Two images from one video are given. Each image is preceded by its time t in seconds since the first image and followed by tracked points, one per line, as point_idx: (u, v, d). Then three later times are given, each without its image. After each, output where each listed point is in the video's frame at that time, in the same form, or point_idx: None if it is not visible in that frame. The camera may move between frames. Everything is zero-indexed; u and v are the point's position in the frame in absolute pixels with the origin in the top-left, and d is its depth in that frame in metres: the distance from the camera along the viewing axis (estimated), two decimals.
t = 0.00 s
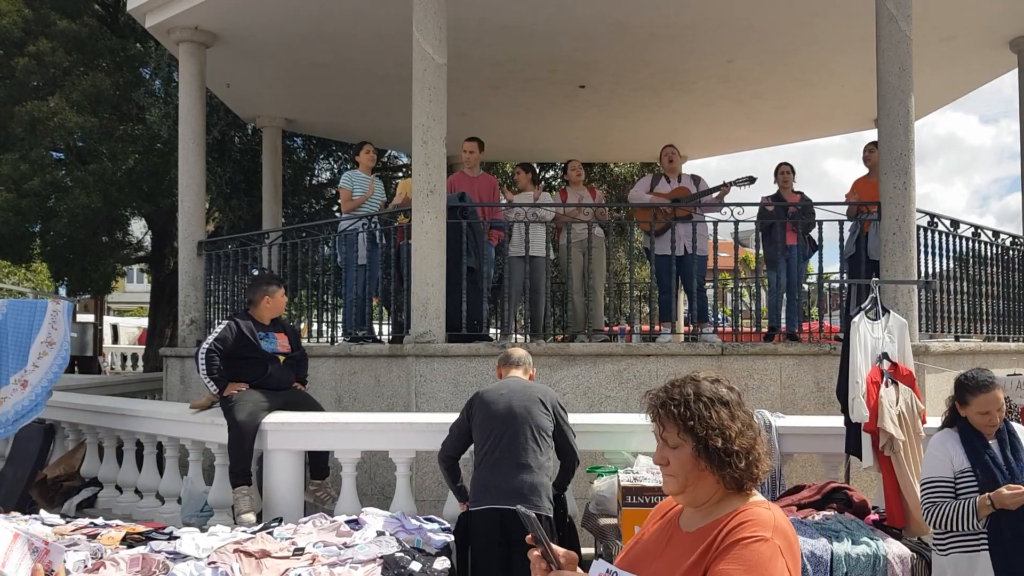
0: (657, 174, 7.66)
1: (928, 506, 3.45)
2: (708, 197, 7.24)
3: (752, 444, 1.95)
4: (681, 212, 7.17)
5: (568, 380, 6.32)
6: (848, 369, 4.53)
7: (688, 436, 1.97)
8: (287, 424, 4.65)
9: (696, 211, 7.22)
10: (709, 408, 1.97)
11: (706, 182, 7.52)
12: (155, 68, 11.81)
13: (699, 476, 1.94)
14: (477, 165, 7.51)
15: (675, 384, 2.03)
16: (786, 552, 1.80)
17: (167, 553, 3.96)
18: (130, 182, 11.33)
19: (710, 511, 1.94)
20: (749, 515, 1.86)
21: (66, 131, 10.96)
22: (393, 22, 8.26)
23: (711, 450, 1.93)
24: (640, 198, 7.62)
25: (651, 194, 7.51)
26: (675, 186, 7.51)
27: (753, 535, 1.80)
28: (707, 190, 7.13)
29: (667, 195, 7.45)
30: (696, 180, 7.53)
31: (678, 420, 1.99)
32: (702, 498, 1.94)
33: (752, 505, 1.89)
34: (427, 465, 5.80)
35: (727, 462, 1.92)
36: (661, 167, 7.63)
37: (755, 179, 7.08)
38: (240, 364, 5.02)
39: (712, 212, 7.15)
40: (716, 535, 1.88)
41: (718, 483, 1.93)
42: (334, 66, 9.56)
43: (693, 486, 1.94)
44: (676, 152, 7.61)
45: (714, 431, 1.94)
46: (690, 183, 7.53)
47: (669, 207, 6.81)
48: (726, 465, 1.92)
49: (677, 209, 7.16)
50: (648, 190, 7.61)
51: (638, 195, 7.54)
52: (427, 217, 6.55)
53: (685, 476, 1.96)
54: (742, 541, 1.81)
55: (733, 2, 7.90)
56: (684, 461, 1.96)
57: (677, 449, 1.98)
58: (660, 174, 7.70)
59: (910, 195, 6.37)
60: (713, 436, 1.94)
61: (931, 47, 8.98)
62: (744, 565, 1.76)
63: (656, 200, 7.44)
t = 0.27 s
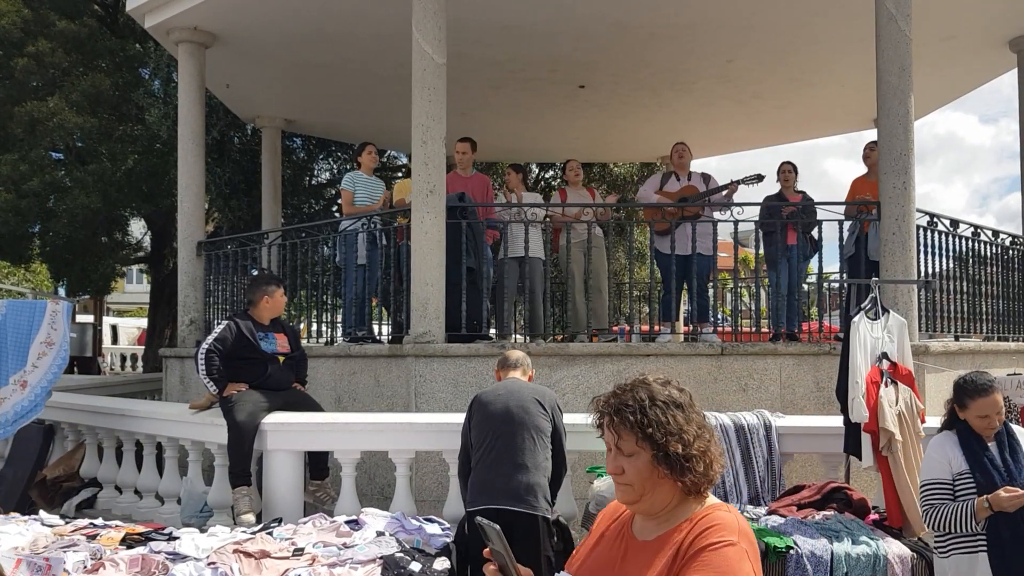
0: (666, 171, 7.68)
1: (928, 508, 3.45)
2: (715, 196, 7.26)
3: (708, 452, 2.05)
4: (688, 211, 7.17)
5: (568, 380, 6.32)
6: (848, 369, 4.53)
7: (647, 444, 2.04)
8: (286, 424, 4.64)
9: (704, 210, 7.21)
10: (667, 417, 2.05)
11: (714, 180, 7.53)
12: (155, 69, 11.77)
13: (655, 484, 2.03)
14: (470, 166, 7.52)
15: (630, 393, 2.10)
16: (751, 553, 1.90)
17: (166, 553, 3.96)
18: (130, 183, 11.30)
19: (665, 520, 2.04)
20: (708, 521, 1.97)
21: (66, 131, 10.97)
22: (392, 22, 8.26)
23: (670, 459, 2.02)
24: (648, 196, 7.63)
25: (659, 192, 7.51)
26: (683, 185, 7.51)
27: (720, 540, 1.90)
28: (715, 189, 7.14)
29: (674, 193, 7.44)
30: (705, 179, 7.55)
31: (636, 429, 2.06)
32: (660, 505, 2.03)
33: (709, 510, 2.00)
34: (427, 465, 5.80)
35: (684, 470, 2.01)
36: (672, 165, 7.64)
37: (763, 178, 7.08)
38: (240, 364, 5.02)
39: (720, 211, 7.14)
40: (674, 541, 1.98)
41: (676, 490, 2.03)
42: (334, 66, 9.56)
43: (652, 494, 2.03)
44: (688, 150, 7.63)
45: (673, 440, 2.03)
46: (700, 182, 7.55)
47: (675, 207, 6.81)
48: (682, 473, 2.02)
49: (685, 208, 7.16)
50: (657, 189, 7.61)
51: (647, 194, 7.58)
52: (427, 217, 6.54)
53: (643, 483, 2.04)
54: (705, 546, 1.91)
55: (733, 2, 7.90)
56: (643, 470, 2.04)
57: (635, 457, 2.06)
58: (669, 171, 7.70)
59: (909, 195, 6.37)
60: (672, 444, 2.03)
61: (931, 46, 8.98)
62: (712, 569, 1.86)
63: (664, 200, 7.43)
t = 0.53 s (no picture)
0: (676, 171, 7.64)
1: (930, 501, 3.44)
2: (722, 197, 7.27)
3: (636, 462, 2.07)
4: (695, 212, 7.18)
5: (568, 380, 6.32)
6: (846, 369, 4.52)
7: (579, 453, 2.02)
8: (287, 424, 4.64)
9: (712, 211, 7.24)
10: (600, 425, 2.04)
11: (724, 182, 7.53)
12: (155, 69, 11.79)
13: (583, 492, 2.01)
14: (468, 166, 7.52)
15: (563, 398, 2.08)
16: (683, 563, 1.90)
17: (167, 554, 3.97)
18: (130, 184, 11.32)
19: (593, 531, 2.01)
20: (637, 532, 1.96)
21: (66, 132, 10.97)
22: (392, 23, 8.26)
23: (602, 467, 2.01)
24: (657, 197, 7.60)
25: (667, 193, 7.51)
26: (691, 186, 7.48)
27: (655, 549, 1.89)
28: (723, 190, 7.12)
29: (682, 194, 7.46)
30: (714, 180, 7.50)
31: (569, 436, 2.04)
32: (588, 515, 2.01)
33: (637, 520, 2.00)
34: (427, 465, 5.80)
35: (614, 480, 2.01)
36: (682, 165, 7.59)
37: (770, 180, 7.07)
38: (240, 364, 5.02)
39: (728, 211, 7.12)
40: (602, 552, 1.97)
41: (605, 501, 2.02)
42: (334, 67, 9.56)
43: (581, 504, 2.00)
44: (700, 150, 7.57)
45: (605, 450, 2.02)
46: (709, 183, 7.50)
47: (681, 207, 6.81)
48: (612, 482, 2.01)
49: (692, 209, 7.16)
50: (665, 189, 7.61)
51: (655, 195, 7.58)
52: (427, 218, 6.54)
53: (574, 492, 2.00)
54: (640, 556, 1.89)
55: (733, 2, 7.90)
56: (574, 478, 2.01)
57: (566, 464, 2.03)
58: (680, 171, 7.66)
59: (910, 195, 6.37)
60: (604, 453, 2.02)
61: (931, 46, 8.98)
62: None
63: (671, 200, 7.43)
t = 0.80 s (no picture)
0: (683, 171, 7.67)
1: (930, 502, 3.43)
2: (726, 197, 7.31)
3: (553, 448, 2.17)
4: (699, 211, 7.21)
5: (568, 381, 6.31)
6: (845, 369, 4.51)
7: (509, 433, 2.09)
8: (286, 425, 4.64)
9: (715, 211, 7.24)
10: (527, 406, 2.12)
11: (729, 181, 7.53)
12: (155, 70, 11.81)
13: (507, 472, 2.06)
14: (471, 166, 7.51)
15: (491, 378, 2.14)
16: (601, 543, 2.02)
17: (166, 555, 3.97)
18: (129, 185, 11.36)
19: (513, 514, 2.06)
20: (559, 517, 2.03)
21: (65, 134, 10.96)
22: (391, 23, 8.26)
23: (524, 448, 2.09)
24: (663, 197, 7.66)
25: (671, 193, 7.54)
26: (697, 185, 7.51)
27: (583, 532, 1.98)
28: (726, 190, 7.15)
29: (687, 194, 7.47)
30: (721, 180, 7.52)
31: (498, 415, 2.10)
32: (511, 496, 2.05)
33: (555, 504, 2.08)
34: (427, 465, 5.81)
35: (536, 462, 2.09)
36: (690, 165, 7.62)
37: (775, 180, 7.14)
38: (239, 366, 5.01)
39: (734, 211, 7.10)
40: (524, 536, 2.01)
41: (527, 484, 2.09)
42: (333, 67, 9.56)
43: (507, 484, 2.05)
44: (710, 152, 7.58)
45: (532, 432, 2.10)
46: (715, 183, 7.52)
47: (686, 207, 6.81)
48: (533, 465, 2.09)
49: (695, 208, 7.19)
50: (672, 188, 7.67)
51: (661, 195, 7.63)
52: (426, 218, 6.54)
53: (499, 472, 2.05)
54: (570, 540, 1.96)
55: (732, 3, 7.90)
56: (501, 457, 2.07)
57: (493, 444, 2.08)
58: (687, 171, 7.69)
59: (909, 195, 6.37)
60: (531, 435, 2.10)
61: (930, 46, 8.99)
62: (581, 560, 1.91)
63: (676, 200, 7.48)
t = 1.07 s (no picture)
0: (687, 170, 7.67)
1: (927, 500, 3.43)
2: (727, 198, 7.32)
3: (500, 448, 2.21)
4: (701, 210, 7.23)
5: (567, 380, 6.31)
6: (844, 368, 4.52)
7: (465, 424, 2.13)
8: (286, 424, 4.65)
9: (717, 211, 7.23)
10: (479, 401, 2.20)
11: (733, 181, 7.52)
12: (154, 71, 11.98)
13: (461, 464, 2.09)
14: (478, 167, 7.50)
15: (445, 370, 2.19)
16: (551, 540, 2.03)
17: (165, 554, 3.96)
18: (128, 184, 11.40)
19: (462, 509, 2.06)
20: (508, 513, 2.04)
21: (64, 133, 10.95)
22: (390, 23, 8.26)
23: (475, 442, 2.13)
24: (664, 196, 7.67)
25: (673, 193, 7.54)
26: (700, 185, 7.51)
27: (537, 527, 1.99)
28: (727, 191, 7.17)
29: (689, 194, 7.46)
30: (724, 180, 7.51)
31: (452, 407, 2.14)
32: (463, 489, 2.08)
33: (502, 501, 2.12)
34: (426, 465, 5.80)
35: (486, 458, 2.15)
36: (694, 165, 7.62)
37: (773, 180, 7.12)
38: (242, 364, 5.02)
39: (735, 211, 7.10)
40: (477, 532, 2.01)
41: (477, 478, 2.13)
42: (333, 67, 9.56)
43: (457, 478, 2.07)
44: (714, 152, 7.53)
45: (485, 426, 2.17)
46: (718, 183, 7.52)
47: (688, 207, 6.81)
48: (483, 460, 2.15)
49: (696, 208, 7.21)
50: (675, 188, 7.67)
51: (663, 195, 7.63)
52: (425, 218, 6.54)
53: (451, 463, 2.07)
54: (529, 536, 1.96)
55: (731, 2, 7.91)
56: (453, 449, 2.10)
57: (445, 435, 2.11)
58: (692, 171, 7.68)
59: (908, 194, 6.37)
60: (484, 428, 2.17)
61: (929, 46, 8.99)
62: (535, 554, 1.92)
63: (679, 199, 7.48)
